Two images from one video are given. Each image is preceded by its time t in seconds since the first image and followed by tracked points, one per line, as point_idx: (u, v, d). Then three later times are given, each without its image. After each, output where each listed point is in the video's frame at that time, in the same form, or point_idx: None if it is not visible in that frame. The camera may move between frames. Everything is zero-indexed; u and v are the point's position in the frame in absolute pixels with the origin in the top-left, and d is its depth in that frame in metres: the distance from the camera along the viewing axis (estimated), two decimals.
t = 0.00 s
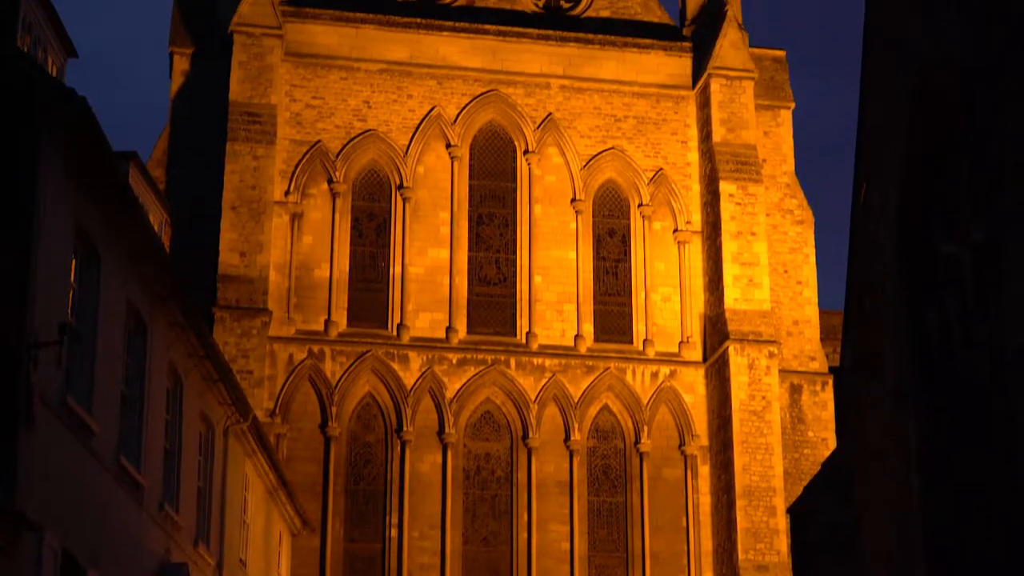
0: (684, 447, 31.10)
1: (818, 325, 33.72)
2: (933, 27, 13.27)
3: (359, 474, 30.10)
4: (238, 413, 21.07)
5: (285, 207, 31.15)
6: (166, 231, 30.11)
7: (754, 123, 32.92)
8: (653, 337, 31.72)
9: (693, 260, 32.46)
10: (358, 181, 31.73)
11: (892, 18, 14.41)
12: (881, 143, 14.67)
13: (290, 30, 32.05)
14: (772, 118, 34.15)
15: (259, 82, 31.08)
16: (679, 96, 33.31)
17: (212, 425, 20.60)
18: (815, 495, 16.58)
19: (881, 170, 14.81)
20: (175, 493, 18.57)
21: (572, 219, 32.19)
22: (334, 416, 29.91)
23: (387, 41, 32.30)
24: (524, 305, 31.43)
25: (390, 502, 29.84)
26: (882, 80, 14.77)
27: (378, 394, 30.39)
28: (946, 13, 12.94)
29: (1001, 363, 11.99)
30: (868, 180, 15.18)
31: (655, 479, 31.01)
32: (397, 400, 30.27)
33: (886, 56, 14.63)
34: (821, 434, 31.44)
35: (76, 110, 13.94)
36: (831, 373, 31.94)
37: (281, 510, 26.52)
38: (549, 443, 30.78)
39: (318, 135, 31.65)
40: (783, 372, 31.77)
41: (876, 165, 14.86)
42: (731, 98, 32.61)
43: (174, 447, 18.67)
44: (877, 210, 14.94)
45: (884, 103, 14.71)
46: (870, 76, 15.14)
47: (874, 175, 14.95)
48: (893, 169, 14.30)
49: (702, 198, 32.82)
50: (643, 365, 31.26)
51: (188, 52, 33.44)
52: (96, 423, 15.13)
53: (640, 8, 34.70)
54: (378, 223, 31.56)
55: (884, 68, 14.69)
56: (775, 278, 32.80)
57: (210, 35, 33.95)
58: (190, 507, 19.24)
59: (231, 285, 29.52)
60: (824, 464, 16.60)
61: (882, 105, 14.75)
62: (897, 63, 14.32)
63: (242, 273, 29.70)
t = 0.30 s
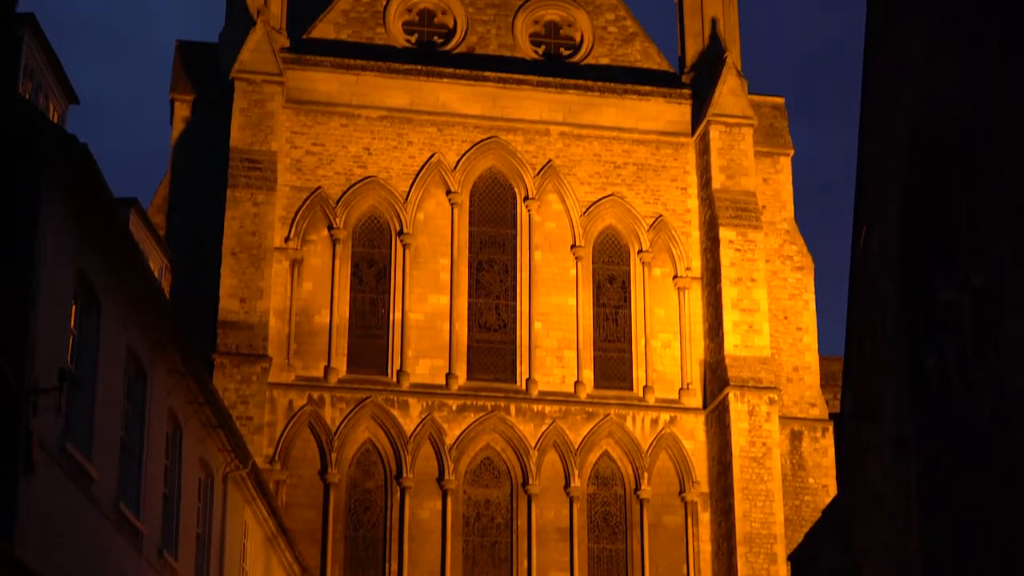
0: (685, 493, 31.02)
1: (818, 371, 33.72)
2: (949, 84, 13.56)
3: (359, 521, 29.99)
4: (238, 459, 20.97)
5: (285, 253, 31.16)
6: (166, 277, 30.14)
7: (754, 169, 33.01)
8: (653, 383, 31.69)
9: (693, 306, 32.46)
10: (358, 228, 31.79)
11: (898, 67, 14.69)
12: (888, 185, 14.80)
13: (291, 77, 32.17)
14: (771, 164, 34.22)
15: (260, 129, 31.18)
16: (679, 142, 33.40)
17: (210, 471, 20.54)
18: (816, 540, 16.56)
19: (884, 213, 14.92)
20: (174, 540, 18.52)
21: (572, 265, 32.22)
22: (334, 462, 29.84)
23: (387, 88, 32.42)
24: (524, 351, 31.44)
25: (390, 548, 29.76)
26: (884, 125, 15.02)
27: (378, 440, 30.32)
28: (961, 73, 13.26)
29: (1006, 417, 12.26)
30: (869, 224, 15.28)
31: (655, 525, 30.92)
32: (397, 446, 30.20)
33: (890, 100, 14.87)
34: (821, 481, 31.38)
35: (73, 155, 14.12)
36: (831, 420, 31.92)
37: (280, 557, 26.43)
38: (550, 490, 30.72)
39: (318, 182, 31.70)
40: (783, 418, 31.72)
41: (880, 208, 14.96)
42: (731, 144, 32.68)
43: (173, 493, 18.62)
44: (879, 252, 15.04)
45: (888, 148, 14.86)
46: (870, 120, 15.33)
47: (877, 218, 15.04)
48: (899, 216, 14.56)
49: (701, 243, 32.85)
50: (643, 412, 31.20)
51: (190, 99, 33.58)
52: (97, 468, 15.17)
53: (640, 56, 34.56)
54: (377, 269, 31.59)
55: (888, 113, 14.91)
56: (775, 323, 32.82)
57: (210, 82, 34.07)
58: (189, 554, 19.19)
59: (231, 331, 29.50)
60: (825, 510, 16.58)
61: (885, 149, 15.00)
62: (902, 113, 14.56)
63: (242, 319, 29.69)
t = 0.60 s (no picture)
0: (685, 542, 30.90)
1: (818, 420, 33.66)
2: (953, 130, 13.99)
3: (358, 569, 29.83)
4: (237, 507, 20.81)
5: (285, 301, 31.14)
6: (166, 325, 30.14)
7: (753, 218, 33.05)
8: (653, 431, 31.63)
9: (693, 354, 32.43)
10: (358, 276, 31.80)
11: (892, 120, 15.13)
12: (883, 237, 15.16)
13: (291, 125, 32.27)
14: (771, 213, 34.27)
15: (261, 177, 31.25)
16: (679, 191, 33.47)
17: (209, 519, 20.60)
18: None
19: (879, 266, 15.23)
20: None
21: (572, 313, 32.22)
22: (334, 510, 29.72)
23: (387, 136, 32.51)
24: (524, 399, 31.40)
25: None
26: (877, 179, 15.42)
27: (378, 489, 30.22)
28: (967, 120, 13.72)
29: (1012, 455, 12.77)
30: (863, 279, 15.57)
31: (656, 574, 30.77)
32: (397, 495, 30.09)
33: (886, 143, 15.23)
34: (822, 529, 31.26)
35: (72, 200, 15.13)
36: (831, 468, 31.85)
37: None
38: (550, 538, 30.59)
39: (318, 230, 31.74)
40: (784, 467, 31.67)
41: (874, 262, 15.29)
42: (731, 193, 32.74)
43: (172, 541, 18.78)
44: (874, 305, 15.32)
45: (882, 203, 15.25)
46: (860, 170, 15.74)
47: (872, 271, 15.36)
48: (892, 262, 14.98)
49: (701, 292, 32.86)
50: (643, 460, 31.14)
51: (191, 147, 33.61)
52: (95, 515, 15.89)
53: (640, 105, 34.65)
54: (377, 316, 31.59)
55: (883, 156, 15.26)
56: (775, 372, 32.78)
57: (211, 130, 34.14)
58: None
59: (230, 379, 29.46)
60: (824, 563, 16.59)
61: (880, 191, 15.35)
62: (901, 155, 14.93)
63: (242, 367, 29.66)
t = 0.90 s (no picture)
0: None
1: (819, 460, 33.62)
2: (948, 167, 14.31)
3: None
4: (237, 546, 21.18)
5: (286, 340, 31.13)
6: (166, 364, 30.14)
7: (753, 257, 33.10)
8: (653, 470, 31.59)
9: (693, 393, 32.40)
10: (358, 315, 31.83)
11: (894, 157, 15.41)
12: (884, 271, 15.41)
13: (291, 165, 32.36)
14: (771, 253, 34.33)
15: (261, 217, 31.32)
16: (679, 230, 33.52)
17: (209, 558, 20.97)
18: None
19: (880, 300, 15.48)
20: None
21: (572, 352, 32.22)
22: (333, 550, 29.61)
23: (387, 176, 32.60)
24: (524, 439, 31.38)
25: None
26: (878, 215, 15.68)
27: (378, 528, 30.14)
28: (964, 152, 14.06)
29: (1005, 482, 13.06)
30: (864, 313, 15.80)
31: None
32: (397, 534, 29.99)
33: (884, 179, 15.56)
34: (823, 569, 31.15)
35: (72, 240, 15.42)
36: (832, 507, 31.79)
37: None
38: None
39: (318, 269, 31.78)
40: (784, 506, 31.61)
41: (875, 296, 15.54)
42: (731, 232, 32.80)
43: None
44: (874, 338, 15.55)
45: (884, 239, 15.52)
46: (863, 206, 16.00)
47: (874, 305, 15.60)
48: (892, 294, 15.22)
49: (701, 331, 32.86)
50: (644, 499, 31.09)
51: (191, 186, 33.67)
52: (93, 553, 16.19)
53: (640, 144, 34.73)
54: (377, 355, 31.60)
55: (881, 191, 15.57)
56: (775, 411, 32.77)
57: (211, 169, 34.22)
58: None
59: (230, 418, 29.44)
60: None
61: (879, 225, 15.66)
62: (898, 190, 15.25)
63: (242, 406, 29.64)
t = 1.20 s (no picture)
0: None
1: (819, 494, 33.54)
2: (943, 204, 14.67)
3: None
4: None
5: (285, 373, 31.08)
6: (166, 397, 30.09)
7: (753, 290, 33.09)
8: (654, 504, 31.53)
9: (693, 428, 32.35)
10: (358, 349, 31.81)
11: (890, 194, 15.77)
12: (880, 310, 15.73)
13: (292, 199, 32.40)
14: (771, 285, 34.32)
15: (262, 250, 31.35)
16: (678, 264, 33.54)
17: None
18: None
19: (878, 335, 15.79)
20: None
21: (572, 386, 32.20)
22: None
23: (388, 210, 32.66)
24: (524, 472, 31.30)
25: None
26: (876, 250, 16.01)
27: (377, 561, 30.02)
28: (958, 188, 14.44)
29: (1001, 507, 13.31)
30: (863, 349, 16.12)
31: None
32: (396, 568, 29.90)
33: (880, 218, 15.92)
34: None
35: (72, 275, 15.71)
36: (832, 541, 31.69)
37: None
38: None
39: (318, 302, 31.77)
40: (785, 539, 31.48)
41: (873, 331, 15.86)
42: (730, 266, 32.81)
43: None
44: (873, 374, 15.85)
45: (881, 274, 15.85)
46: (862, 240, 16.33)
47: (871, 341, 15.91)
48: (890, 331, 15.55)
49: (701, 365, 32.83)
50: (644, 532, 31.01)
51: (191, 220, 33.76)
52: None
53: (639, 178, 34.74)
54: (377, 389, 31.56)
55: (880, 227, 15.94)
56: (776, 445, 32.75)
57: (211, 202, 34.26)
58: None
59: (229, 452, 29.37)
60: None
61: (876, 260, 16.00)
62: (896, 227, 15.60)
63: (242, 440, 29.59)
